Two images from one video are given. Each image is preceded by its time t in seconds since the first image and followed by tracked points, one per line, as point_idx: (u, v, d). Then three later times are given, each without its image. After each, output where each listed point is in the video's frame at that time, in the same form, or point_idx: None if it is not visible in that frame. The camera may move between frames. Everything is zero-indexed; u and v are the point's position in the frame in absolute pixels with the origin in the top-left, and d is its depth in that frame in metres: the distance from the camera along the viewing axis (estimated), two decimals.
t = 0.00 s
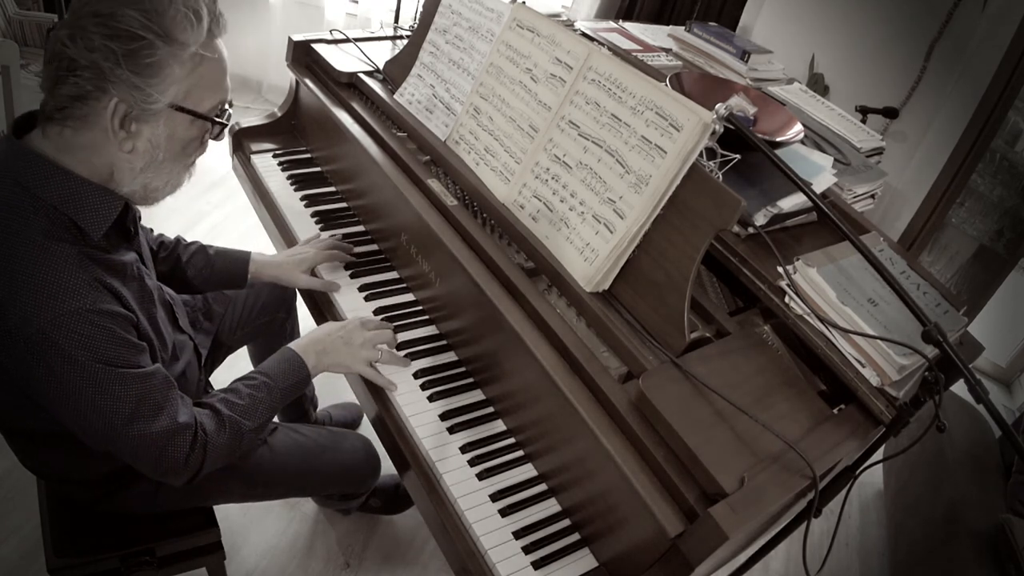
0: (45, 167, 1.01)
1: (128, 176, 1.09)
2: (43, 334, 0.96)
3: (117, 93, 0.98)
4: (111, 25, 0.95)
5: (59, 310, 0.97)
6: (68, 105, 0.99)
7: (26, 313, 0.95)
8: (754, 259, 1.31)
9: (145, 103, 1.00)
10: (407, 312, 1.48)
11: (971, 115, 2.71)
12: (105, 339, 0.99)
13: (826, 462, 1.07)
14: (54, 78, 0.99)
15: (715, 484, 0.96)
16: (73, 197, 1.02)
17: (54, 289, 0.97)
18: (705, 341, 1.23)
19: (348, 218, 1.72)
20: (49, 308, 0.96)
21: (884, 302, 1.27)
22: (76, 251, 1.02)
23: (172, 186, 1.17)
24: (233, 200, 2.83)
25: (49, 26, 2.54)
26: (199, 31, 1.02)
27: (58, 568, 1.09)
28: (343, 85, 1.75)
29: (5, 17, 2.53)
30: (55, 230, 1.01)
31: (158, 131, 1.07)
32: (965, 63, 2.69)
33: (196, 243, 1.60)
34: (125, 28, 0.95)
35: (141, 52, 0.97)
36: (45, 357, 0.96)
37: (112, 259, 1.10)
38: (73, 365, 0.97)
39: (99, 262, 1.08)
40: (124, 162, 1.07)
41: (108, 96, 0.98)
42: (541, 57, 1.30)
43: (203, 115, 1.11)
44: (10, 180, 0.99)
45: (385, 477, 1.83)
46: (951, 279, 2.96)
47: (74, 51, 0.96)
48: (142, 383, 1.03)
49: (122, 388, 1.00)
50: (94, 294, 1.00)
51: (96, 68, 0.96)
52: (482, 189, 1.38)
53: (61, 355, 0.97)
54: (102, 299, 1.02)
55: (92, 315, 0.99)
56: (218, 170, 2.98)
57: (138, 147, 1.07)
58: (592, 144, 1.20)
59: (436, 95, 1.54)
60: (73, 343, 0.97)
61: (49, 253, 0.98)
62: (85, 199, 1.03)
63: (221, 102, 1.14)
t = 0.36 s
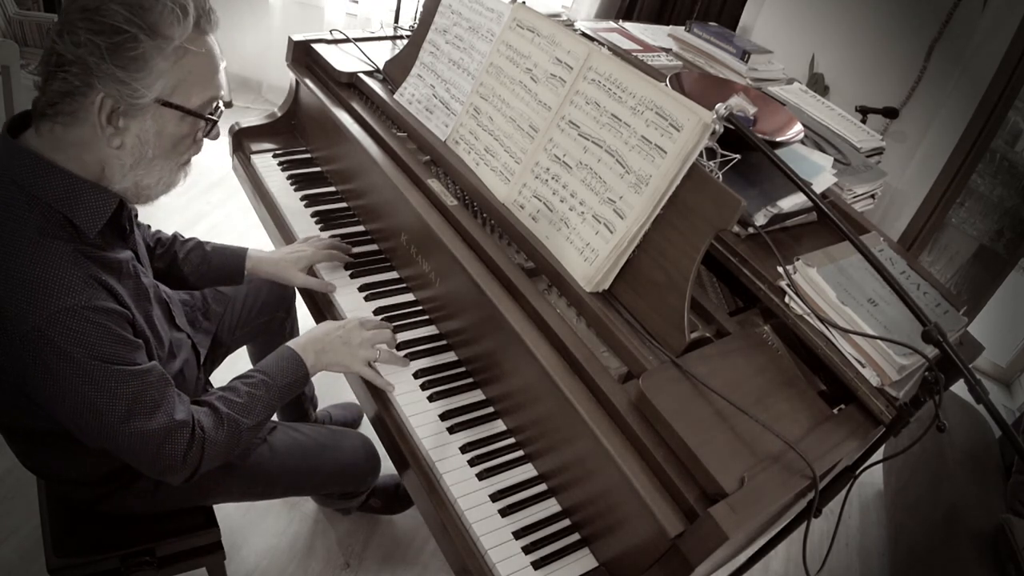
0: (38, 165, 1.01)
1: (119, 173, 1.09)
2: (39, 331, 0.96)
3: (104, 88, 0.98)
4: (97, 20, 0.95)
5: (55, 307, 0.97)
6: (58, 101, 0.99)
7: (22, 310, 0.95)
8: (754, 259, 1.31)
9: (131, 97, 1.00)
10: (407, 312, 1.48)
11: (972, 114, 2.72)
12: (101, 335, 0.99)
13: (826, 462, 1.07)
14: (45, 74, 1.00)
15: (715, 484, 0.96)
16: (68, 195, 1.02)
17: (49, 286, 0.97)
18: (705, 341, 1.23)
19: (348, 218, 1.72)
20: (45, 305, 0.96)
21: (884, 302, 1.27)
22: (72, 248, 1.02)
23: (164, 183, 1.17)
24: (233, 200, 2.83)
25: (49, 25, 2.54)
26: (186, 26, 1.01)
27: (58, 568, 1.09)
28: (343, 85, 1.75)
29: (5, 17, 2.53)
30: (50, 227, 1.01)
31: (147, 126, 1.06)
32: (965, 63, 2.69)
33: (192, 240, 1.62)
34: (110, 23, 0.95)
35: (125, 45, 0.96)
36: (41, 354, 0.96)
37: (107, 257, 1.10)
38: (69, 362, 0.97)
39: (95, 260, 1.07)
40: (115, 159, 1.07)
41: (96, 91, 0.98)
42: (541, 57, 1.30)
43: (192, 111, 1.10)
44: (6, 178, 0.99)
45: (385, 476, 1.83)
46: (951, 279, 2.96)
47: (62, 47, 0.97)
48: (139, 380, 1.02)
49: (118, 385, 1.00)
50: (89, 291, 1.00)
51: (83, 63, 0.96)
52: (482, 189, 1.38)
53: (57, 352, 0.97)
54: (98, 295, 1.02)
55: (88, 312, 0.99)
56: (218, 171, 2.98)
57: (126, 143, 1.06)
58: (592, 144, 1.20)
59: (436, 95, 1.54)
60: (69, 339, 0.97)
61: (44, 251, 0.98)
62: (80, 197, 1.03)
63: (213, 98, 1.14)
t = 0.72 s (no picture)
0: (36, 162, 1.01)
1: (116, 173, 1.08)
2: (39, 328, 0.96)
3: (104, 85, 0.98)
4: (100, 16, 0.96)
5: (55, 303, 0.97)
6: (60, 97, 0.99)
7: (21, 307, 0.95)
8: (754, 259, 1.31)
9: (130, 95, 1.00)
10: (407, 312, 1.48)
11: (972, 113, 2.71)
12: (101, 332, 0.99)
13: (826, 462, 1.07)
14: (47, 70, 1.00)
15: (715, 484, 0.96)
16: (67, 192, 1.02)
17: (49, 283, 0.97)
18: (705, 341, 1.23)
19: (348, 218, 1.71)
20: (44, 302, 0.96)
21: (884, 302, 1.27)
22: (71, 245, 1.02)
23: (162, 186, 1.16)
24: (233, 200, 2.83)
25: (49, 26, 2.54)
26: (188, 26, 1.01)
27: (58, 568, 1.09)
28: (343, 85, 1.75)
29: (6, 17, 2.53)
30: (49, 224, 1.01)
31: (145, 124, 1.05)
32: (966, 62, 2.69)
33: (198, 228, 1.64)
34: (112, 19, 0.96)
35: (125, 41, 0.97)
36: (41, 351, 0.96)
37: (106, 255, 1.10)
38: (70, 359, 0.97)
39: (93, 258, 1.08)
40: (112, 157, 1.07)
41: (96, 87, 0.98)
42: (541, 57, 1.30)
43: (191, 113, 1.09)
44: (4, 177, 0.99)
45: (385, 476, 1.83)
46: (951, 279, 2.96)
47: (64, 42, 0.97)
48: (140, 377, 1.02)
49: (120, 381, 1.00)
50: (89, 287, 1.00)
51: (84, 59, 0.96)
52: (482, 189, 1.38)
53: (57, 349, 0.97)
54: (98, 292, 1.02)
55: (87, 308, 0.99)
56: (217, 171, 2.98)
57: (123, 142, 1.06)
58: (592, 144, 1.20)
59: (436, 95, 1.54)
60: (69, 336, 0.97)
61: (43, 248, 0.98)
62: (78, 196, 1.03)
63: (212, 102, 1.13)
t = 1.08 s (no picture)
0: (40, 163, 1.01)
1: (122, 174, 1.09)
2: (43, 328, 0.96)
3: (115, 88, 0.98)
4: (113, 19, 0.96)
5: (58, 303, 0.97)
6: (69, 99, 0.99)
7: (25, 306, 0.95)
8: (754, 259, 1.31)
9: (141, 98, 1.00)
10: (407, 312, 1.48)
11: (972, 113, 2.72)
12: (104, 332, 0.99)
13: (826, 462, 1.07)
14: (56, 72, 0.99)
15: (715, 484, 0.96)
16: (71, 192, 1.02)
17: (53, 282, 0.97)
18: (705, 341, 1.23)
19: (348, 218, 1.71)
20: (49, 302, 0.96)
21: (884, 302, 1.27)
22: (75, 245, 1.02)
23: (167, 189, 1.16)
24: (233, 200, 2.83)
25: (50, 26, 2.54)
26: (199, 31, 1.02)
27: (58, 569, 1.09)
28: (343, 85, 1.75)
29: (5, 17, 2.52)
30: (54, 224, 1.01)
31: (154, 127, 1.06)
32: (966, 63, 2.70)
33: (198, 230, 1.64)
34: (125, 22, 0.96)
35: (138, 45, 0.97)
36: (44, 351, 0.96)
37: (109, 255, 1.10)
38: (73, 358, 0.97)
39: (97, 258, 1.07)
40: (119, 159, 1.07)
41: (107, 89, 0.98)
42: (541, 57, 1.30)
43: (201, 117, 1.10)
44: (8, 176, 0.99)
45: (385, 476, 1.83)
46: (951, 278, 2.96)
47: (76, 44, 0.97)
48: (143, 377, 1.02)
49: (123, 382, 1.00)
50: (93, 287, 1.00)
51: (96, 61, 0.96)
52: (482, 189, 1.38)
53: (60, 348, 0.97)
54: (101, 291, 1.02)
55: (91, 308, 0.99)
56: (217, 171, 2.98)
57: (133, 144, 1.06)
58: (592, 144, 1.20)
59: (436, 95, 1.54)
60: (73, 336, 0.97)
61: (47, 247, 0.98)
62: (83, 196, 1.03)
63: (220, 106, 1.14)
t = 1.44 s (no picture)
0: (46, 162, 1.01)
1: (129, 172, 1.09)
2: (51, 327, 0.96)
3: (118, 88, 0.98)
4: (113, 19, 0.95)
5: (67, 301, 0.97)
6: (72, 100, 0.99)
7: (34, 305, 0.95)
8: (754, 259, 1.31)
9: (145, 97, 1.00)
10: (407, 312, 1.48)
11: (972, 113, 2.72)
12: (113, 331, 0.99)
13: (826, 462, 1.07)
14: (58, 73, 1.00)
15: (715, 484, 0.96)
16: (78, 191, 1.02)
17: (61, 281, 0.97)
18: (705, 341, 1.23)
19: (348, 218, 1.71)
20: (57, 301, 0.96)
21: (884, 302, 1.27)
22: (83, 244, 1.02)
23: (174, 186, 1.16)
24: (233, 200, 2.83)
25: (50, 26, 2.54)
26: (200, 27, 1.01)
27: (58, 568, 1.09)
28: (343, 85, 1.75)
29: (5, 17, 2.52)
30: (62, 223, 1.01)
31: (159, 125, 1.06)
32: (966, 63, 2.70)
33: (202, 228, 1.63)
34: (126, 22, 0.96)
35: (141, 45, 0.97)
36: (52, 350, 0.96)
37: (115, 254, 1.10)
38: (82, 358, 0.97)
39: (104, 257, 1.08)
40: (125, 157, 1.07)
41: (110, 90, 0.98)
42: (541, 57, 1.30)
43: (206, 113, 1.10)
44: (16, 175, 0.99)
45: (385, 476, 1.83)
46: (952, 278, 2.96)
47: (77, 46, 0.97)
48: (151, 379, 1.02)
49: (131, 383, 1.00)
50: (102, 285, 1.00)
51: (97, 62, 0.96)
52: (482, 189, 1.38)
53: (69, 348, 0.97)
54: (109, 290, 1.02)
55: (99, 306, 0.99)
56: (217, 171, 2.98)
57: (138, 142, 1.06)
58: (592, 144, 1.20)
59: (436, 95, 1.54)
60: (81, 335, 0.97)
61: (55, 246, 0.98)
62: (91, 195, 1.03)
63: (225, 102, 1.14)
